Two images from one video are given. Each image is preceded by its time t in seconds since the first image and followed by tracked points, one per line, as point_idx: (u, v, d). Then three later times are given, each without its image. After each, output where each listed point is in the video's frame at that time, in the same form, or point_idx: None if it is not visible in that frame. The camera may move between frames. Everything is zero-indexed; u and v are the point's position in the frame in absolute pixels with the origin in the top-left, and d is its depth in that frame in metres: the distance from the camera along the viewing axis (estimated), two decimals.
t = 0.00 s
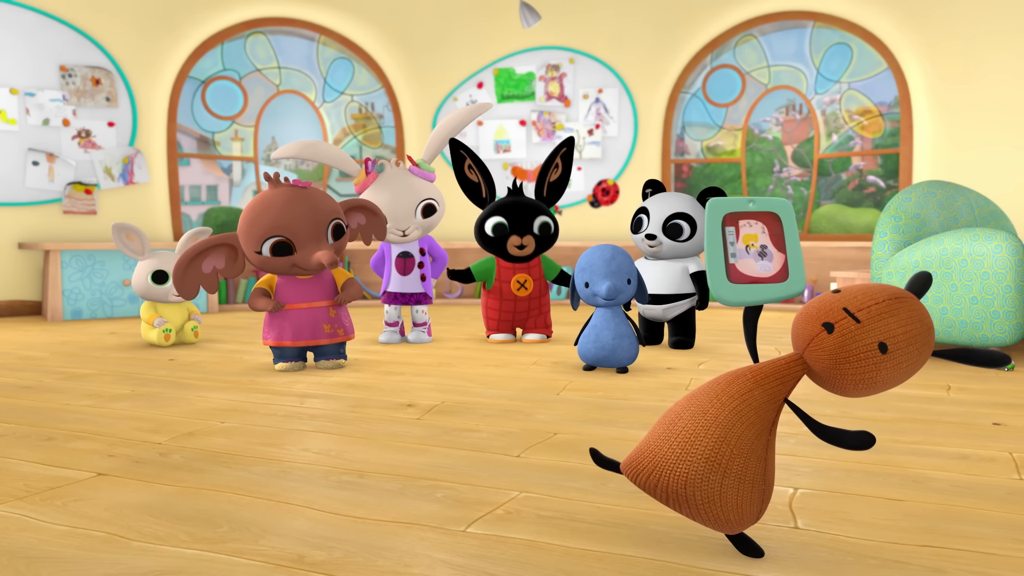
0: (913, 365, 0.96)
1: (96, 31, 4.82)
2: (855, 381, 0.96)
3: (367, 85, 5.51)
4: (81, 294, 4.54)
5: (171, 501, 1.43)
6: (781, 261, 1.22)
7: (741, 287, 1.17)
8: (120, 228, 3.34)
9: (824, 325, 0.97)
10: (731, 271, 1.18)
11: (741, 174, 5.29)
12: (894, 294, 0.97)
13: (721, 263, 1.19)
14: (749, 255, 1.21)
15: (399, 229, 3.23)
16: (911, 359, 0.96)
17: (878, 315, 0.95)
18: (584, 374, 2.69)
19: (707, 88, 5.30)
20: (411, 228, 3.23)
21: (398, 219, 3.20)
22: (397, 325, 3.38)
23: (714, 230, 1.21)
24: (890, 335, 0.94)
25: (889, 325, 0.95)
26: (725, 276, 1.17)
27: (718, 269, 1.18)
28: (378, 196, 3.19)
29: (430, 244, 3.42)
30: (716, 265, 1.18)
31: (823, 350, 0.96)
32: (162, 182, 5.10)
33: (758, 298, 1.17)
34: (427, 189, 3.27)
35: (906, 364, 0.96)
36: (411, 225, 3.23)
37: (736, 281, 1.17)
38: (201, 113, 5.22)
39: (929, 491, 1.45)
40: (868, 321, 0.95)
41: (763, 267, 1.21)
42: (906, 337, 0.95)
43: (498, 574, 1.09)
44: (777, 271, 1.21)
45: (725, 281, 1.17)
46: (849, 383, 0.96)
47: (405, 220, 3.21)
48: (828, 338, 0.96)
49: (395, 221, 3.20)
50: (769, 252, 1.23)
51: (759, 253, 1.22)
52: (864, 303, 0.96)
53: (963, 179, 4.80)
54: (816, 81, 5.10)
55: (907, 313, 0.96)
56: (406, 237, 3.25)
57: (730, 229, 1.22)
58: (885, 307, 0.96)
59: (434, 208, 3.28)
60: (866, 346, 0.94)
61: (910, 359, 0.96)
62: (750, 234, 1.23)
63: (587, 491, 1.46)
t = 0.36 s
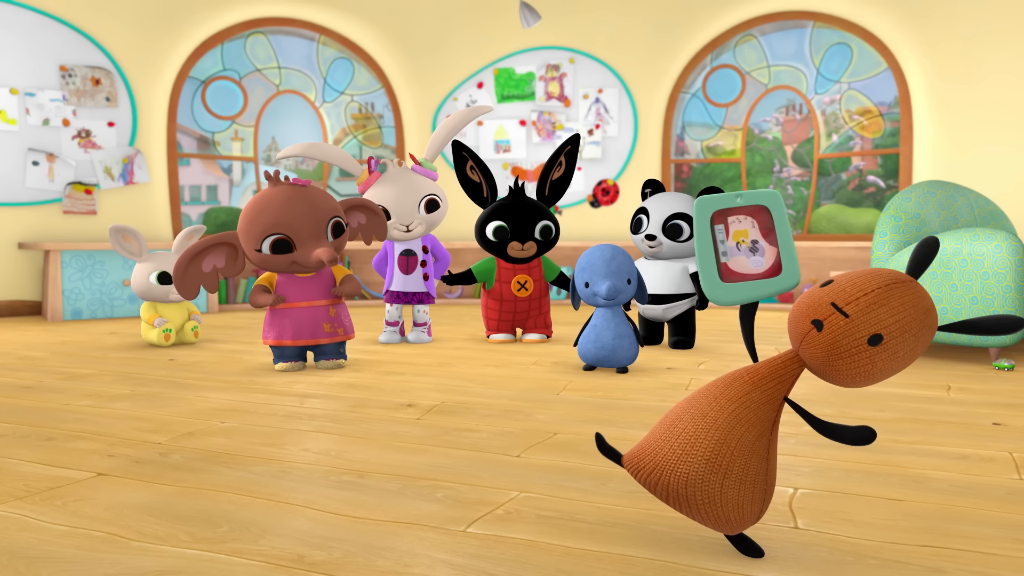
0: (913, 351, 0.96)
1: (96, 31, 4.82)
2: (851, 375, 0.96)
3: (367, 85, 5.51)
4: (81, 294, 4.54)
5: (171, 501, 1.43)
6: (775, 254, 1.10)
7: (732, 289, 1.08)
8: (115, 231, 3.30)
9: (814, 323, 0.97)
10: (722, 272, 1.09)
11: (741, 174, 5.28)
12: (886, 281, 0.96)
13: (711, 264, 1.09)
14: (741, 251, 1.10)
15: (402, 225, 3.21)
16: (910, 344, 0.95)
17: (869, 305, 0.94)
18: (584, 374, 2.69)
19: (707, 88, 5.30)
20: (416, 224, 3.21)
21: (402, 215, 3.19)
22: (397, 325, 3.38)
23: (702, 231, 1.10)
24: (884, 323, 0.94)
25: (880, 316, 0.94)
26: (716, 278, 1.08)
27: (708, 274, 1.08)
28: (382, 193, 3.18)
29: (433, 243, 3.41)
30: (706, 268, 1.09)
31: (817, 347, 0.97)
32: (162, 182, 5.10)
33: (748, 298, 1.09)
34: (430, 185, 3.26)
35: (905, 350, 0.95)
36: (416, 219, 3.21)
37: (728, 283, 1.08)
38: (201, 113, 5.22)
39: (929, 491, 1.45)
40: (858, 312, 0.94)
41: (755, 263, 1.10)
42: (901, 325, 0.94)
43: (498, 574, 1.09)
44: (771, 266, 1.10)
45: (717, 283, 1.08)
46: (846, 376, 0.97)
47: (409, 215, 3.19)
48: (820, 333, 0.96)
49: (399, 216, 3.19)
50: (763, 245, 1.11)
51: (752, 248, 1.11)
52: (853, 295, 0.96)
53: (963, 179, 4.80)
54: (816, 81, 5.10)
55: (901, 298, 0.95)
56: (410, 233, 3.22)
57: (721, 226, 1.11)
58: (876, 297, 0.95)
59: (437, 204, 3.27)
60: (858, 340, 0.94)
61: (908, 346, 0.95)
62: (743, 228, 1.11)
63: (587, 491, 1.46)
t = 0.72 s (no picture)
0: (915, 357, 0.97)
1: (96, 32, 4.83)
2: (857, 380, 0.96)
3: (367, 85, 5.51)
4: (81, 294, 4.54)
5: (171, 501, 1.43)
6: (779, 262, 1.21)
7: (744, 286, 1.16)
8: (137, 234, 3.27)
9: (821, 329, 0.96)
10: (734, 271, 1.17)
11: (741, 174, 5.28)
12: (890, 288, 0.97)
13: (726, 262, 1.17)
14: (750, 256, 1.20)
15: (402, 225, 3.21)
16: (913, 351, 0.96)
17: (876, 311, 0.95)
18: (584, 374, 2.69)
19: (706, 88, 5.30)
20: (416, 224, 3.21)
21: (402, 215, 3.19)
22: (397, 325, 3.37)
23: (714, 230, 1.19)
24: (891, 330, 0.94)
25: (886, 321, 0.94)
26: (729, 275, 1.16)
27: (724, 269, 1.16)
28: (382, 194, 3.18)
29: (433, 243, 3.40)
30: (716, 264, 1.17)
31: (823, 352, 0.96)
32: (162, 182, 5.10)
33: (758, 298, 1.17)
34: (430, 186, 3.26)
35: (908, 357, 0.96)
36: (416, 220, 3.21)
37: (740, 280, 1.16)
38: (201, 113, 5.22)
39: (929, 491, 1.45)
40: (865, 318, 0.94)
41: (762, 268, 1.20)
42: (905, 331, 0.95)
43: (498, 574, 1.09)
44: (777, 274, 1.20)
45: (732, 278, 1.16)
46: (851, 381, 0.97)
47: (409, 215, 3.19)
48: (827, 339, 0.96)
49: (400, 217, 3.19)
50: (768, 253, 1.21)
51: (759, 253, 1.21)
52: (859, 301, 0.96)
53: (963, 179, 4.80)
54: (816, 81, 5.10)
55: (904, 305, 0.96)
56: (410, 233, 3.22)
57: (731, 229, 1.20)
58: (882, 303, 0.95)
59: (437, 203, 3.27)
60: (865, 345, 0.94)
61: (910, 352, 0.96)
62: (751, 235, 1.21)
63: (587, 491, 1.46)
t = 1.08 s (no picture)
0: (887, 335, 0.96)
1: (96, 31, 4.83)
2: (825, 365, 0.96)
3: (367, 85, 5.51)
4: (81, 294, 4.54)
5: (171, 501, 1.43)
6: (710, 253, 0.99)
7: (672, 302, 1.00)
8: (133, 237, 3.24)
9: (789, 316, 0.96)
10: (657, 284, 1.01)
11: (741, 173, 5.28)
12: (861, 269, 0.95)
13: (645, 275, 1.01)
14: (673, 257, 1.00)
15: (402, 225, 3.21)
16: (884, 331, 0.95)
17: (843, 297, 0.93)
18: (584, 374, 2.69)
19: (706, 88, 5.30)
20: (416, 224, 3.21)
21: (402, 215, 3.19)
22: (396, 325, 3.37)
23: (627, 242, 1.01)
24: (860, 315, 0.93)
25: (855, 309, 0.93)
26: (651, 293, 1.01)
27: (642, 290, 1.01)
28: (382, 194, 3.18)
29: (433, 243, 3.40)
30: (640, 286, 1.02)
31: (792, 341, 0.97)
32: (162, 183, 5.10)
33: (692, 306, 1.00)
34: (430, 185, 3.26)
35: (878, 337, 0.95)
36: (415, 220, 3.21)
37: (665, 295, 1.01)
38: (201, 113, 5.22)
39: (929, 491, 1.45)
40: (833, 305, 0.93)
41: (690, 267, 1.00)
42: (875, 314, 0.94)
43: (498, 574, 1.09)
44: (707, 270, 0.99)
45: (654, 298, 1.01)
46: (820, 366, 0.97)
47: (409, 215, 3.19)
48: (794, 328, 0.96)
49: (400, 217, 3.19)
50: (695, 246, 1.00)
51: (684, 250, 1.00)
52: (827, 287, 0.94)
53: (963, 179, 4.80)
54: (816, 81, 5.10)
55: (875, 287, 0.94)
56: (410, 233, 3.22)
57: (645, 233, 1.00)
58: (851, 287, 0.94)
59: (437, 203, 3.27)
60: (833, 333, 0.94)
61: (881, 333, 0.95)
62: (671, 231, 1.00)
63: (587, 491, 1.46)
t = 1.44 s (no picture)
0: (817, 259, 0.99)
1: (96, 32, 4.83)
2: (790, 320, 0.99)
3: (367, 85, 5.51)
4: (81, 294, 4.54)
5: (171, 501, 1.43)
6: (656, 292, 1.00)
7: (647, 351, 0.99)
8: (132, 237, 3.23)
9: (733, 314, 1.00)
10: (629, 341, 1.00)
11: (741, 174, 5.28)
12: (746, 235, 0.99)
13: (612, 341, 1.00)
14: (629, 312, 1.01)
15: (402, 225, 3.21)
16: (810, 258, 0.98)
17: (756, 266, 0.97)
18: (584, 374, 2.69)
19: (706, 88, 5.30)
20: (416, 224, 3.21)
21: (402, 215, 3.18)
22: (397, 325, 3.37)
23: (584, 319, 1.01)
24: (778, 267, 0.97)
25: (769, 269, 0.97)
26: (627, 350, 1.00)
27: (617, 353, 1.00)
28: (381, 194, 3.18)
29: (433, 243, 3.40)
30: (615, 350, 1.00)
31: (752, 328, 1.00)
32: (162, 183, 5.10)
33: (667, 344, 0.99)
34: (430, 185, 3.26)
35: (811, 269, 0.98)
36: (415, 219, 3.20)
37: (641, 348, 1.00)
38: (201, 113, 5.22)
39: (929, 491, 1.45)
40: (751, 280, 0.97)
41: (649, 311, 1.00)
42: (790, 255, 0.97)
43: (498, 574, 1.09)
44: (662, 307, 0.99)
45: (630, 355, 1.00)
46: (787, 325, 1.00)
47: (409, 215, 3.19)
48: (744, 320, 0.99)
49: (399, 216, 3.18)
50: (643, 292, 1.00)
51: (635, 302, 1.01)
52: (737, 272, 0.98)
53: (963, 179, 4.80)
54: (816, 81, 5.10)
55: (769, 236, 0.98)
56: (410, 233, 3.22)
57: (596, 308, 1.02)
58: (753, 254, 0.98)
59: (437, 203, 3.27)
60: (771, 299, 0.97)
61: (809, 264, 0.98)
62: (615, 293, 1.01)
63: (587, 492, 1.46)
